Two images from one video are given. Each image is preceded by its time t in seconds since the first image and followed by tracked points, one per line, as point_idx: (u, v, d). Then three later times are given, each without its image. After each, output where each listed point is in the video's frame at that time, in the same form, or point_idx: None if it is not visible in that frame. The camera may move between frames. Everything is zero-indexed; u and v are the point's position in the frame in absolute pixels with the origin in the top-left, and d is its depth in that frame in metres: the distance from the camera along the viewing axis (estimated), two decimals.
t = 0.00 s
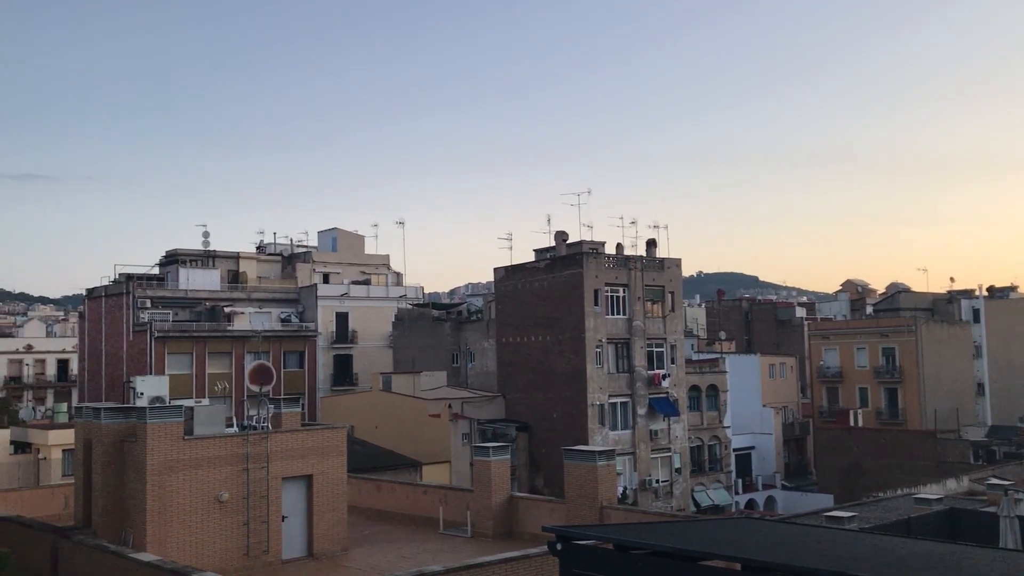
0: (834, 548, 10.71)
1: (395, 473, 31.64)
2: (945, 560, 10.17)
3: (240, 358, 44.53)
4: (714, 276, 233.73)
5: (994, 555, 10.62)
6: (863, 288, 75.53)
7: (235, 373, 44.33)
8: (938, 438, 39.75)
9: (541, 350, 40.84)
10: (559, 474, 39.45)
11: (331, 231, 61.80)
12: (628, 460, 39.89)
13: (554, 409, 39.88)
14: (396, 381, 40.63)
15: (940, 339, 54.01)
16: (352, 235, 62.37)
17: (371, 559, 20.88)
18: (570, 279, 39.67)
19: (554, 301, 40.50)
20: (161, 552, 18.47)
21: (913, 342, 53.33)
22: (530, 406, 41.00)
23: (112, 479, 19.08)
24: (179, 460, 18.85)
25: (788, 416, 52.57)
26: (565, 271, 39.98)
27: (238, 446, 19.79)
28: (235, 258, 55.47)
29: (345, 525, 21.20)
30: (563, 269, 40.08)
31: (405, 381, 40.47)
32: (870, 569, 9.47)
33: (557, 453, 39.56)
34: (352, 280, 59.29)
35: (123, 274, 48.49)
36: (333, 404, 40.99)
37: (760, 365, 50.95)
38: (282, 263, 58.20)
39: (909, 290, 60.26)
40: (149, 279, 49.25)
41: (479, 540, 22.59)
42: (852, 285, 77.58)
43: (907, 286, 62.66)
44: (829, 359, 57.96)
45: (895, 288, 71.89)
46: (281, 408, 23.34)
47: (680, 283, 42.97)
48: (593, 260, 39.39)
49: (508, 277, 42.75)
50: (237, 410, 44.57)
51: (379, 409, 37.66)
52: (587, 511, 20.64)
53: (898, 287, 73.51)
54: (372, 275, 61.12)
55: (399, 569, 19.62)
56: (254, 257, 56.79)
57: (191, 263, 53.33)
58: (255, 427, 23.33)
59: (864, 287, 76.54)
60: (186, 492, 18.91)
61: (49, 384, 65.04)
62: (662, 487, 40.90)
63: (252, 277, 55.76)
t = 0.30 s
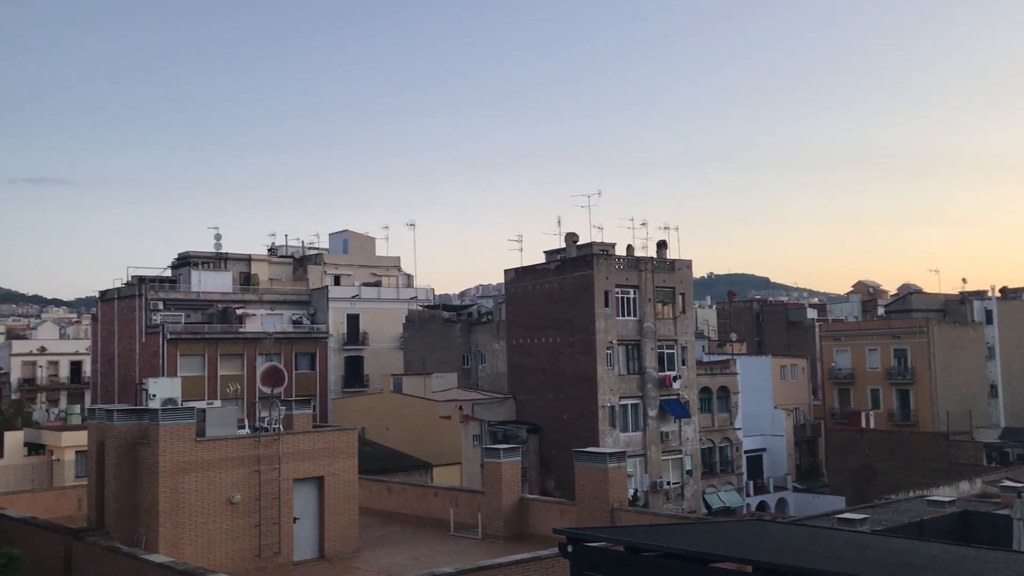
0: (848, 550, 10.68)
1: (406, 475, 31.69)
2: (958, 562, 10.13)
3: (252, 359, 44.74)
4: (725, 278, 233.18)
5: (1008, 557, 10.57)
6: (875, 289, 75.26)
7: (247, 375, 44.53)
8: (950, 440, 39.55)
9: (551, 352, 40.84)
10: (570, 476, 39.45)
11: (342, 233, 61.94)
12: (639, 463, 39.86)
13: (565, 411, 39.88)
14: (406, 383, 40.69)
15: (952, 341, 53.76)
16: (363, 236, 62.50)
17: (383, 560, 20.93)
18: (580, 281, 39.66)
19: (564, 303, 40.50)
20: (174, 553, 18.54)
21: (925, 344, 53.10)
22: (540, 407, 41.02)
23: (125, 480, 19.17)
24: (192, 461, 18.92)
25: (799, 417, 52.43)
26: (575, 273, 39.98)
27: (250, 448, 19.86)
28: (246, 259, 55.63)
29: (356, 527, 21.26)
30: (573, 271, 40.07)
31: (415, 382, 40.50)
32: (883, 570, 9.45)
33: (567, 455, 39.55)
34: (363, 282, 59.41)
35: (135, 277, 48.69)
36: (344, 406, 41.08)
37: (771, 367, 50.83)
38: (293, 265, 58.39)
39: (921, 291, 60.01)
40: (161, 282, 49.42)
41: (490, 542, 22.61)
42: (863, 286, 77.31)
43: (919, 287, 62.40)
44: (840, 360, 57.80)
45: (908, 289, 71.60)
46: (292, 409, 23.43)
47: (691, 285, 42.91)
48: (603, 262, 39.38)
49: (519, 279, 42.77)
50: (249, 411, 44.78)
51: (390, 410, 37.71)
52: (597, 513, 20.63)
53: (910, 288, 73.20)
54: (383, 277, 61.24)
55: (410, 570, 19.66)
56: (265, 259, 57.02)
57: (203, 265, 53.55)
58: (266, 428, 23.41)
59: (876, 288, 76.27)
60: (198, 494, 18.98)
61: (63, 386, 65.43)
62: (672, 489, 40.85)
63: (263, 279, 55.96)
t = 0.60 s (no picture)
0: (866, 555, 10.61)
1: (421, 477, 31.75)
2: (978, 567, 10.04)
3: (269, 362, 44.93)
4: (740, 279, 232.35)
5: None
6: (892, 291, 74.85)
7: (263, 378, 44.73)
8: (968, 443, 39.25)
9: (566, 355, 40.83)
10: (585, 479, 39.40)
11: (357, 236, 62.12)
12: (654, 465, 39.76)
13: (580, 414, 39.84)
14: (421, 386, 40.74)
15: (970, 343, 53.34)
16: (378, 239, 62.65)
17: (398, 562, 20.96)
18: (595, 284, 39.63)
19: (579, 305, 40.47)
20: (191, 556, 18.62)
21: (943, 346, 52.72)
22: (555, 410, 40.99)
23: (143, 483, 19.28)
24: (208, 464, 19.01)
25: (815, 420, 52.23)
26: (590, 275, 39.95)
27: (266, 450, 19.94)
28: (262, 263, 55.87)
29: (371, 529, 21.31)
30: (588, 273, 40.06)
31: (430, 385, 40.56)
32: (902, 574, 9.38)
33: (583, 458, 39.48)
34: (378, 285, 59.58)
35: (152, 280, 49.00)
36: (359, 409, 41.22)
37: (786, 369, 50.64)
38: (309, 268, 58.61)
39: (939, 293, 59.63)
40: (178, 285, 49.70)
41: (505, 545, 22.60)
42: (880, 288, 76.89)
43: (937, 288, 62.00)
44: (857, 363, 57.49)
45: (925, 291, 71.17)
46: (308, 412, 23.50)
47: (706, 287, 42.80)
48: (618, 264, 39.33)
49: (533, 281, 42.79)
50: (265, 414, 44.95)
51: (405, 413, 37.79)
52: (613, 516, 20.58)
53: (927, 289, 72.74)
54: (397, 280, 61.34)
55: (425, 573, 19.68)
56: (281, 263, 57.25)
57: (219, 269, 53.82)
58: (283, 431, 23.50)
59: (892, 290, 75.89)
60: (215, 496, 19.05)
61: (81, 389, 65.87)
62: (688, 492, 40.74)
63: (279, 282, 56.21)
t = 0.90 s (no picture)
0: (882, 557, 10.58)
1: (435, 479, 31.82)
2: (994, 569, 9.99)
3: (283, 364, 45.10)
4: (753, 280, 231.71)
5: None
6: (907, 292, 74.52)
7: (277, 380, 44.90)
8: (984, 445, 39.02)
9: (579, 357, 40.83)
10: (598, 481, 39.38)
11: (370, 238, 62.28)
12: (668, 467, 39.70)
13: (593, 416, 39.83)
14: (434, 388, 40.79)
15: (986, 344, 53.00)
16: (391, 241, 62.79)
17: (412, 564, 21.02)
18: (608, 286, 39.62)
19: (592, 307, 40.46)
20: (206, 557, 18.71)
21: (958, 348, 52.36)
22: (568, 412, 40.99)
23: (159, 484, 19.37)
24: (223, 466, 19.11)
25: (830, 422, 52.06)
26: (603, 277, 39.94)
27: (281, 452, 20.03)
28: (276, 265, 56.12)
29: (385, 531, 21.37)
30: (601, 275, 40.06)
31: (444, 387, 40.61)
32: None
33: (596, 460, 39.44)
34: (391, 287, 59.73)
35: (168, 282, 49.25)
36: (373, 410, 41.33)
37: (800, 372, 50.51)
38: (322, 271, 58.81)
39: (954, 294, 59.31)
40: (193, 287, 49.95)
41: (519, 547, 22.62)
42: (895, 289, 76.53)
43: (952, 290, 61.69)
44: (872, 365, 57.25)
45: (940, 292, 70.82)
46: (323, 414, 23.59)
47: (720, 288, 42.73)
48: (631, 266, 39.30)
49: (546, 283, 42.82)
50: (279, 415, 45.13)
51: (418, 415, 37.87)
52: (626, 518, 20.56)
53: (943, 291, 72.37)
54: (411, 282, 61.47)
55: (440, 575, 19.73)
56: (295, 265, 57.47)
57: (234, 271, 54.10)
58: (298, 433, 23.60)
59: (907, 291, 75.55)
60: (230, 497, 19.14)
61: (97, 391, 66.30)
62: (701, 494, 40.65)
63: (293, 285, 56.44)
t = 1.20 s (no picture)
0: (902, 562, 10.47)
1: (452, 481, 31.86)
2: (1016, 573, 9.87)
3: (301, 366, 45.28)
4: (772, 282, 230.72)
5: None
6: (928, 295, 73.95)
7: (296, 382, 45.10)
8: (1006, 449, 38.60)
9: (597, 359, 40.77)
10: (616, 483, 39.28)
11: (388, 241, 62.47)
12: (686, 470, 39.55)
13: (610, 418, 39.75)
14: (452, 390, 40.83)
15: (1008, 347, 52.44)
16: (409, 244, 62.95)
17: (430, 566, 21.04)
18: (626, 288, 39.53)
19: (610, 309, 40.40)
20: (225, 558, 18.79)
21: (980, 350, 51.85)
22: (586, 414, 40.91)
23: (178, 486, 19.47)
24: (241, 468, 19.18)
25: (849, 425, 51.77)
26: (620, 279, 39.87)
27: (299, 454, 20.11)
28: (295, 268, 56.42)
29: (402, 533, 21.43)
30: (618, 277, 39.98)
31: (461, 389, 40.65)
32: None
33: (614, 463, 39.34)
34: (409, 290, 59.90)
35: (187, 286, 49.56)
36: (391, 412, 41.43)
37: (819, 374, 50.25)
38: (341, 273, 59.04)
39: (976, 296, 58.81)
40: (213, 290, 50.24)
41: (536, 549, 22.59)
42: (915, 291, 75.96)
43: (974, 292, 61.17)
44: (892, 367, 56.86)
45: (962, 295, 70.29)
46: (340, 416, 23.69)
47: (738, 290, 42.54)
48: (649, 268, 39.21)
49: (563, 286, 42.81)
50: (298, 417, 45.34)
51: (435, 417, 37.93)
52: (645, 520, 20.47)
53: (964, 293, 71.76)
54: (428, 284, 61.61)
55: None
56: (313, 268, 57.73)
57: (253, 274, 54.40)
58: (315, 434, 23.68)
59: (928, 293, 75.01)
60: (249, 499, 19.22)
61: (118, 393, 66.84)
62: (720, 497, 40.46)
63: (311, 287, 56.71)
